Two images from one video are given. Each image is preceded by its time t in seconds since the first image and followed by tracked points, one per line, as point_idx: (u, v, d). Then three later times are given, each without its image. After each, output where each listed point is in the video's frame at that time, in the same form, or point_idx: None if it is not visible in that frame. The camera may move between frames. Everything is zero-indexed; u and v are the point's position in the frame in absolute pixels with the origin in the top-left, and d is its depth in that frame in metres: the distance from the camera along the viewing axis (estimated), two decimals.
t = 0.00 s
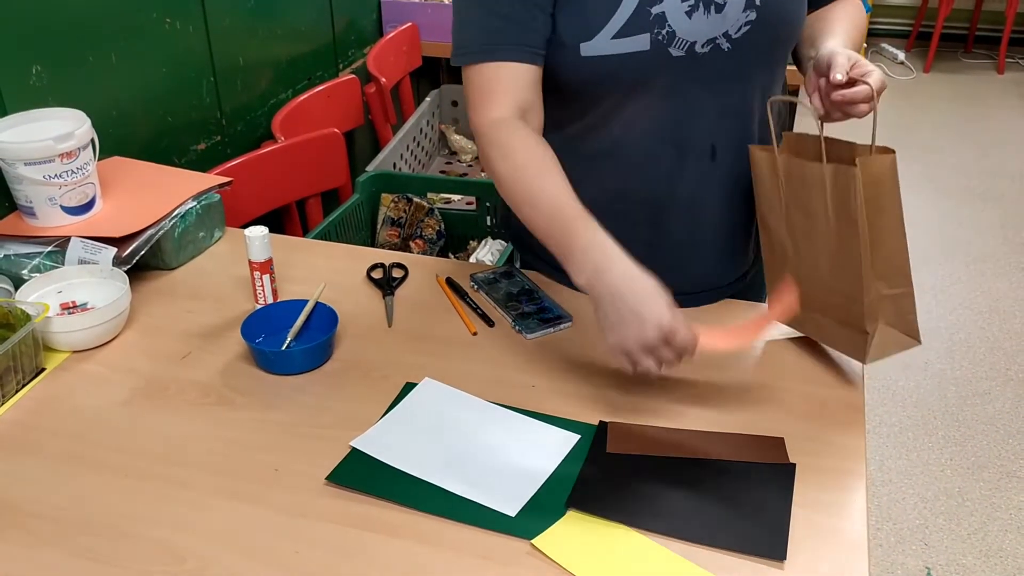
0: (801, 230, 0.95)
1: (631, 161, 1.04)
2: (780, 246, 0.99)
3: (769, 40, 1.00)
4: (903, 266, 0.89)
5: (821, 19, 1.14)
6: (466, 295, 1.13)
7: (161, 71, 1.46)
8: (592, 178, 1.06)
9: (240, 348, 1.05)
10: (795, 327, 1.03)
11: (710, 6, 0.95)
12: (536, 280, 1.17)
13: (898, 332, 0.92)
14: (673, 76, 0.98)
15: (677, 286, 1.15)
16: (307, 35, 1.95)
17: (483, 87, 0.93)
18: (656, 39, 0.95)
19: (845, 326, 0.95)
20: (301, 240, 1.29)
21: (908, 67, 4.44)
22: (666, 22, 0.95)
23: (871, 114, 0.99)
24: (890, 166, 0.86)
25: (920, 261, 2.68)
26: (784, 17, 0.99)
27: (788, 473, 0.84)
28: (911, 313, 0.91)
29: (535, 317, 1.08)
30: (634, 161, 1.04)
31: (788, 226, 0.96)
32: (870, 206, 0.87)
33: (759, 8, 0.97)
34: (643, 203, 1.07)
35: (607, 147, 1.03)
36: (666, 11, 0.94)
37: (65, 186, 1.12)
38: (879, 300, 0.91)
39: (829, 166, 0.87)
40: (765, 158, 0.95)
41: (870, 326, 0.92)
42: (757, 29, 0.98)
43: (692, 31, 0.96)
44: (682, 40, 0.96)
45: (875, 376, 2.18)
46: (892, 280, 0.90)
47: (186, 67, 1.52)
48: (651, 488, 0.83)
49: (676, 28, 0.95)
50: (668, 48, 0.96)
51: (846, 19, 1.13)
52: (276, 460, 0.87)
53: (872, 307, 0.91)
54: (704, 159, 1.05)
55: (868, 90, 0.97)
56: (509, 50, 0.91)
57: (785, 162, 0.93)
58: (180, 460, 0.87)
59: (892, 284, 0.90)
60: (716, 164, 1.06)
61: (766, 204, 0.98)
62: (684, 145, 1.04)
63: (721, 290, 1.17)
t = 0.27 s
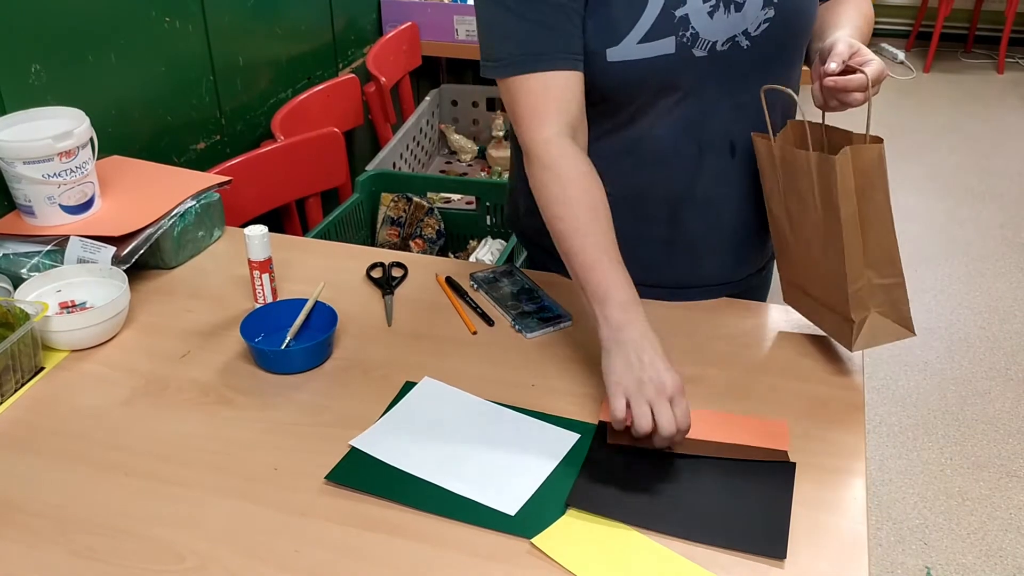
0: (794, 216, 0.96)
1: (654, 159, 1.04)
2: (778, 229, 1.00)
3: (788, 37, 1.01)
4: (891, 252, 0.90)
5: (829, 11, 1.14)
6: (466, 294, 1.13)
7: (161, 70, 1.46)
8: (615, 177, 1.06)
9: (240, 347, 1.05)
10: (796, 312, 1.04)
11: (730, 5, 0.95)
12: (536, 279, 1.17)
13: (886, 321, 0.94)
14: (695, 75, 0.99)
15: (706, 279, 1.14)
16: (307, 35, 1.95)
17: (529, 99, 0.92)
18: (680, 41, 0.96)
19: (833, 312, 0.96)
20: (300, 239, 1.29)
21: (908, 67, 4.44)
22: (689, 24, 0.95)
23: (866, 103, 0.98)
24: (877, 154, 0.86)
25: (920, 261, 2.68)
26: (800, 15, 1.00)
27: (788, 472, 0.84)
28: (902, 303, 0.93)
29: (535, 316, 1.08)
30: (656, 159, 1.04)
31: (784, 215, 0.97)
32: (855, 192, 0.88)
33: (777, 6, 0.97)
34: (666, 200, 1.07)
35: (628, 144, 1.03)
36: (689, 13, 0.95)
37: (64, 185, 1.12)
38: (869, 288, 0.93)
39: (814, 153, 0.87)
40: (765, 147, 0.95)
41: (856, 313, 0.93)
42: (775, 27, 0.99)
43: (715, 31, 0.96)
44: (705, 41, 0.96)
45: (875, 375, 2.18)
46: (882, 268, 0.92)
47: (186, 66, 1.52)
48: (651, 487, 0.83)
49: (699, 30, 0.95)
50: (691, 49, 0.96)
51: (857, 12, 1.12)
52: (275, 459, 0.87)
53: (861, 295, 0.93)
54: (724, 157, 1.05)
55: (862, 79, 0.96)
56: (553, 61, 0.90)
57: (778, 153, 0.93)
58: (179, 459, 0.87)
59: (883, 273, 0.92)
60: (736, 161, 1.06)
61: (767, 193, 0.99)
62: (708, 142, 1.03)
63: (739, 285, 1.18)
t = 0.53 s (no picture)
0: (805, 211, 0.96)
1: (659, 149, 1.04)
2: (784, 223, 1.00)
3: (794, 30, 1.00)
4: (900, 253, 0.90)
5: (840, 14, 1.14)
6: (466, 292, 1.13)
7: (160, 68, 1.46)
8: (621, 169, 1.06)
9: (239, 345, 1.05)
10: (799, 314, 1.04)
11: None
12: (535, 278, 1.17)
13: (887, 321, 0.94)
14: (698, 64, 0.98)
15: (711, 277, 1.14)
16: (306, 33, 1.95)
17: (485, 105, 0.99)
18: (680, 26, 0.95)
19: (837, 310, 0.96)
20: (300, 237, 1.29)
21: (907, 66, 4.44)
22: (690, 9, 0.95)
23: (877, 102, 0.97)
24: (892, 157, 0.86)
25: (920, 260, 2.68)
26: (810, 9, 0.99)
27: (787, 470, 0.84)
28: (906, 305, 0.92)
29: (534, 314, 1.08)
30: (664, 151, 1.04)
31: (794, 209, 0.97)
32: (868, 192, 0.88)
33: None
34: (669, 193, 1.07)
35: (634, 136, 1.03)
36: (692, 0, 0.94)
37: (63, 183, 1.12)
38: (875, 287, 0.92)
39: (832, 149, 0.87)
40: (776, 141, 0.95)
41: (863, 312, 0.93)
42: (781, 19, 0.98)
43: (717, 18, 0.95)
44: (707, 28, 0.96)
45: (875, 374, 2.18)
46: (885, 267, 0.91)
47: (185, 64, 1.52)
48: (649, 485, 0.83)
49: (700, 16, 0.95)
50: (693, 36, 0.96)
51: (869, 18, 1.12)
52: (274, 458, 0.87)
53: (867, 295, 0.93)
54: (727, 151, 1.05)
55: (873, 77, 0.95)
56: (501, 46, 0.94)
57: (794, 145, 0.93)
58: (177, 458, 0.87)
59: (889, 273, 0.92)
60: (739, 155, 1.06)
61: (775, 184, 0.99)
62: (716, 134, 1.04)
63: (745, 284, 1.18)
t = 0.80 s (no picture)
0: (795, 219, 0.96)
1: (646, 131, 1.05)
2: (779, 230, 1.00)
3: (787, 19, 0.97)
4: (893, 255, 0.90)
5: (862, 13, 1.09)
6: (465, 291, 1.13)
7: (158, 66, 1.46)
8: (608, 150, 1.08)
9: (238, 343, 1.05)
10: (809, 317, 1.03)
11: None
12: (534, 276, 1.17)
13: (892, 318, 0.94)
14: (679, 46, 0.98)
15: (700, 269, 1.13)
16: (306, 32, 1.95)
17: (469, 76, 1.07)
18: (659, 4, 0.96)
19: (838, 314, 0.97)
20: (299, 236, 1.29)
21: (907, 65, 4.44)
22: None
23: (854, 104, 0.93)
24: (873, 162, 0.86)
25: (918, 259, 2.68)
26: None
27: (785, 468, 0.84)
28: (904, 303, 0.92)
29: (532, 313, 1.08)
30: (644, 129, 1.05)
31: (784, 216, 0.97)
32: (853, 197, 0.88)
33: None
34: (650, 173, 1.08)
35: (620, 113, 1.04)
36: None
37: (62, 182, 1.12)
38: (870, 290, 0.93)
39: (811, 160, 0.88)
40: (760, 148, 0.95)
41: (859, 313, 0.94)
42: (771, 7, 0.96)
43: None
44: (688, 9, 0.96)
45: (873, 373, 2.18)
46: (876, 266, 0.91)
47: (184, 63, 1.52)
48: (647, 483, 0.83)
49: None
50: (673, 15, 0.96)
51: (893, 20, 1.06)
52: (273, 456, 0.87)
53: (864, 297, 0.93)
54: (712, 137, 1.04)
55: (854, 78, 0.92)
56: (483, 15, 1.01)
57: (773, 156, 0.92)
58: (177, 456, 0.87)
59: (886, 274, 0.92)
60: (724, 143, 1.05)
61: (766, 191, 0.98)
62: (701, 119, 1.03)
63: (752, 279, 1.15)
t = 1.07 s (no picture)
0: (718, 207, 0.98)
1: (634, 118, 1.05)
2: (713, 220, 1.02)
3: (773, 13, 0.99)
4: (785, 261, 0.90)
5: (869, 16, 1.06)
6: (464, 290, 1.13)
7: (158, 66, 1.46)
8: (603, 130, 1.07)
9: (238, 343, 1.05)
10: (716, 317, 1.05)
11: None
12: (533, 276, 1.17)
13: (777, 326, 0.94)
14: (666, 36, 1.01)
15: (674, 267, 1.11)
16: (305, 32, 1.95)
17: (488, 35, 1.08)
18: None
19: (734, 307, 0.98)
20: (299, 236, 1.29)
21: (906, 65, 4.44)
22: None
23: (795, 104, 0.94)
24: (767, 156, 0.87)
25: (917, 259, 2.68)
26: None
27: (783, 467, 0.84)
28: (791, 315, 0.92)
29: (532, 312, 1.08)
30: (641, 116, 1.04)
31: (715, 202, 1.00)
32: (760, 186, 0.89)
33: None
34: (633, 162, 1.06)
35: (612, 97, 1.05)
36: None
37: (62, 182, 1.12)
38: (762, 291, 0.93)
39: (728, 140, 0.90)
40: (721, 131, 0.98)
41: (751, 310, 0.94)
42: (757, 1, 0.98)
43: None
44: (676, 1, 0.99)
45: (870, 373, 2.18)
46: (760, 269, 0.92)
47: (183, 62, 1.52)
48: (646, 483, 0.83)
49: None
50: (661, 6, 1.00)
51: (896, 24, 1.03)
52: (273, 455, 0.87)
53: (754, 298, 0.94)
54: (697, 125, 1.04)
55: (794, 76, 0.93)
56: None
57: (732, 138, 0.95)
58: (177, 455, 0.88)
59: (781, 280, 0.92)
60: (709, 136, 1.04)
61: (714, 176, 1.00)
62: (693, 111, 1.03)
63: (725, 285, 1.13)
